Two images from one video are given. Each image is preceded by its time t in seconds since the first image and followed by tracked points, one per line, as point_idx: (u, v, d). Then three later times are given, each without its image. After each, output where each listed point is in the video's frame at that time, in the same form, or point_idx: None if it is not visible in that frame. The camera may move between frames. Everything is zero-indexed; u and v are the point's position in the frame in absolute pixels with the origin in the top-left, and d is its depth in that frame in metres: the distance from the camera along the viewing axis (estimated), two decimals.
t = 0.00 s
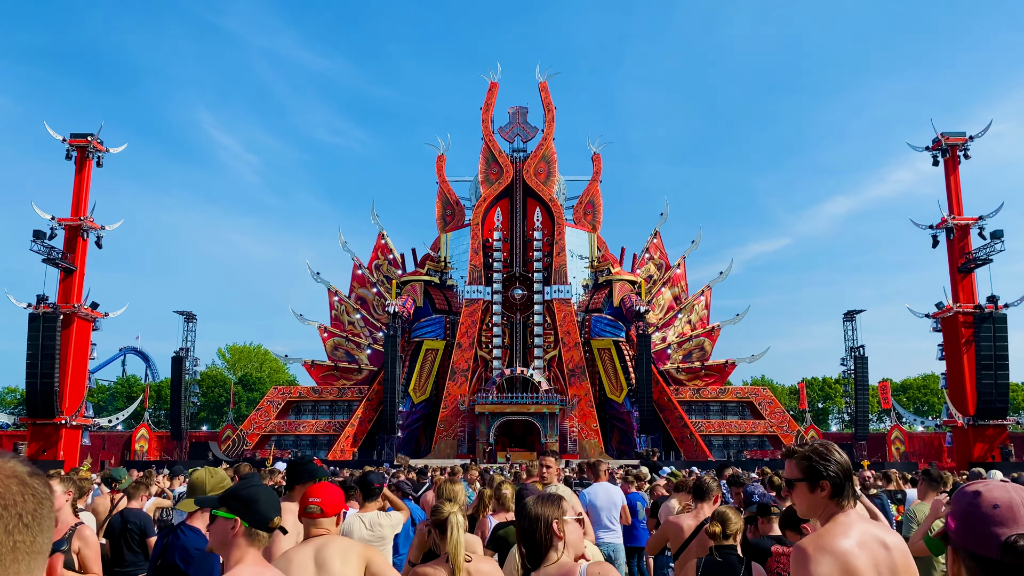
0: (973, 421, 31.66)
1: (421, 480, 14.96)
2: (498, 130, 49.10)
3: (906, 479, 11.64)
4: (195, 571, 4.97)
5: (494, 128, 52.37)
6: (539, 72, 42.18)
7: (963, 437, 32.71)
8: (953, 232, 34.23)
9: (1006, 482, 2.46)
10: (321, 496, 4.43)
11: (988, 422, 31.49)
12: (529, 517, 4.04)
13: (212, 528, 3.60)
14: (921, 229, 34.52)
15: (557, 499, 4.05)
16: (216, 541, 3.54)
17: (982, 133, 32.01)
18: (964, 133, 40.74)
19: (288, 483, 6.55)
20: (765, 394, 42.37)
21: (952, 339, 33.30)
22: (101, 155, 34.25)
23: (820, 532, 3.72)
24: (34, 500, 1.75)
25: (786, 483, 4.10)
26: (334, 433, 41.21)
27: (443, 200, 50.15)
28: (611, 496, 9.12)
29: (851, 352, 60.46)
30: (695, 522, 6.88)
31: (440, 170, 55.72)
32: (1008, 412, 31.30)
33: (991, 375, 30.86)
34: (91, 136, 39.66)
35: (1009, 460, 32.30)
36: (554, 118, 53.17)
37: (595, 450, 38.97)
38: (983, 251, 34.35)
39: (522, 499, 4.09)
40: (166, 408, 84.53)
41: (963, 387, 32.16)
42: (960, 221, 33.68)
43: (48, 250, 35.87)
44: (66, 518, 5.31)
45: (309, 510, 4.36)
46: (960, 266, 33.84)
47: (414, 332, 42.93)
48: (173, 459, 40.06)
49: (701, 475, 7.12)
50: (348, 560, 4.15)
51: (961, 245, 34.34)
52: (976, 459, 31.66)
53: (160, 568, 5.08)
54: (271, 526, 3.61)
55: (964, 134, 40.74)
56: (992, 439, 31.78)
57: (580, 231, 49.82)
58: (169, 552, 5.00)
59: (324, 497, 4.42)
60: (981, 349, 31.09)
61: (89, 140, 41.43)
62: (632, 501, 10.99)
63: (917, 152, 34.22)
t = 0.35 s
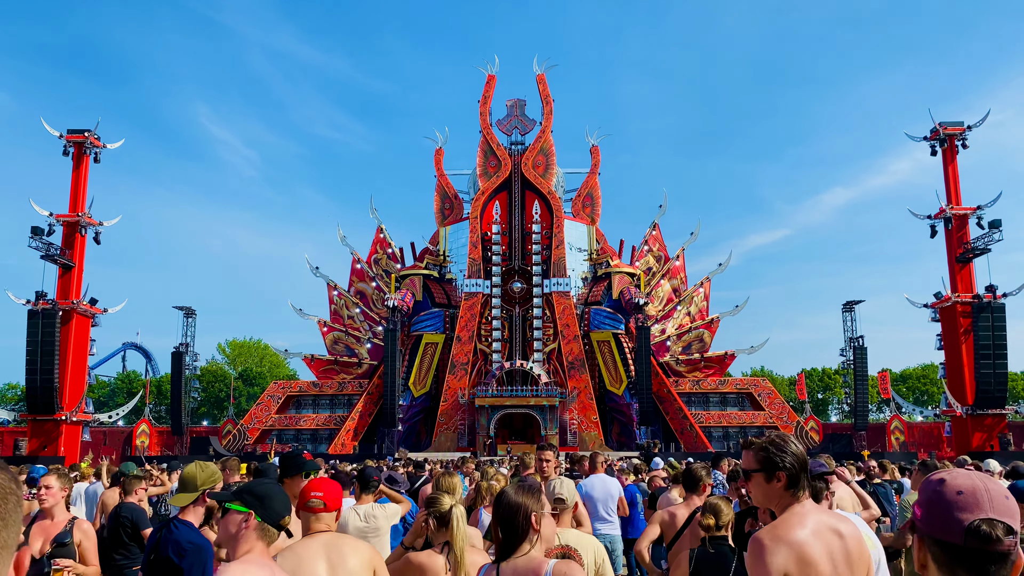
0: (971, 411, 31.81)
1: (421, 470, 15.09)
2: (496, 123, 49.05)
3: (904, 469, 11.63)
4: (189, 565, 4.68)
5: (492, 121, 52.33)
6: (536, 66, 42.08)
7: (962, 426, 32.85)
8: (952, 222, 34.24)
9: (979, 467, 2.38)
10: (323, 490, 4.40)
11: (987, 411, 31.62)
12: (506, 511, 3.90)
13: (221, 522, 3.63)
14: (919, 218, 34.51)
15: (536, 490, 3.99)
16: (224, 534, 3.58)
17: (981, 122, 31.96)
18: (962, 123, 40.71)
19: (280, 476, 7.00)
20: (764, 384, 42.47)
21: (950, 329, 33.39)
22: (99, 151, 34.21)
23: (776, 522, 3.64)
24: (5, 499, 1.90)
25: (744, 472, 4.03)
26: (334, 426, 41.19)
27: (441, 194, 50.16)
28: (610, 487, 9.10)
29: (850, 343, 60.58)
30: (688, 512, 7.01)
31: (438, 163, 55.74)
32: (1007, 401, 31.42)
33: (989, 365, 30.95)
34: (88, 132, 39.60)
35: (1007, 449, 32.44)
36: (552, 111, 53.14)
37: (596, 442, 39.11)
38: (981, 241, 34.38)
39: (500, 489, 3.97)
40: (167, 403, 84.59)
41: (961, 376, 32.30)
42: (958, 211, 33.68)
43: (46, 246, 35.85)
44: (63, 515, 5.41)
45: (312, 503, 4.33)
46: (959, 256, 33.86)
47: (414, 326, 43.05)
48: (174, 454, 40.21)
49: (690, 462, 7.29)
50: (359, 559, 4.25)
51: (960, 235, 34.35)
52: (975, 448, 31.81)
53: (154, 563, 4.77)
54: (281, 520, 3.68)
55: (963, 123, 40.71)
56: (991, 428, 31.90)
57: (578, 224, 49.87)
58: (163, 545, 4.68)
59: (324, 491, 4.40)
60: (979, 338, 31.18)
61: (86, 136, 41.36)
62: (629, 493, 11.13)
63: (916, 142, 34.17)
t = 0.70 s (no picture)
0: (970, 403, 31.93)
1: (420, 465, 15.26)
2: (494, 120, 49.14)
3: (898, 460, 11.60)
4: (189, 564, 5.08)
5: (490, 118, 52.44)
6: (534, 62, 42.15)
7: (960, 418, 33.02)
8: (949, 215, 34.33)
9: (957, 463, 2.61)
10: (315, 488, 4.30)
11: (986, 403, 31.75)
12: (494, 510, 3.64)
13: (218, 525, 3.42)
14: (917, 212, 34.57)
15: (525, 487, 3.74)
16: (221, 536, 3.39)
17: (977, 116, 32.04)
18: (959, 116, 40.78)
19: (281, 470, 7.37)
20: (763, 378, 42.63)
21: (948, 321, 33.50)
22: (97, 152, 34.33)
23: (762, 519, 3.66)
24: None
25: (726, 471, 4.02)
26: (335, 423, 41.39)
27: (440, 191, 50.25)
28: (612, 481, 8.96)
29: (849, 337, 60.70)
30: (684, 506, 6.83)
31: (437, 160, 55.85)
32: (1005, 393, 31.56)
33: (988, 357, 31.06)
34: (87, 132, 39.71)
35: (1006, 440, 32.58)
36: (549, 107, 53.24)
37: (596, 436, 39.22)
38: (978, 233, 34.48)
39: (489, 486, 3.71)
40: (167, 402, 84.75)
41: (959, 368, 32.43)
42: (955, 204, 33.78)
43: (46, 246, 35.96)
44: (72, 516, 5.63)
45: (305, 503, 4.22)
46: (956, 249, 33.98)
47: (414, 322, 43.16)
48: (175, 452, 40.46)
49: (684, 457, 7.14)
50: (349, 551, 4.32)
51: (957, 228, 34.47)
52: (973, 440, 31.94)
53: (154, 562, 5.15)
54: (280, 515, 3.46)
55: (959, 116, 40.78)
56: (990, 420, 32.03)
57: (577, 220, 50.00)
58: (162, 544, 5.07)
59: (316, 488, 4.28)
60: (977, 330, 31.30)
61: (85, 136, 41.46)
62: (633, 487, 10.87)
63: (913, 135, 34.21)
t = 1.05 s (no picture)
0: (969, 400, 31.82)
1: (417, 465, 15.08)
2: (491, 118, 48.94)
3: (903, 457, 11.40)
4: (191, 563, 5.04)
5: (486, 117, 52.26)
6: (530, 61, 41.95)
7: (960, 416, 32.89)
8: (947, 211, 34.18)
9: (976, 456, 2.47)
10: (287, 487, 4.18)
11: (985, 400, 31.63)
12: (502, 504, 3.41)
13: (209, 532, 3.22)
14: (916, 209, 34.37)
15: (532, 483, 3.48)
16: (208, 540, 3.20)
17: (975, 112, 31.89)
18: (956, 112, 40.66)
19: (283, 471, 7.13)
20: (762, 376, 42.49)
21: (947, 318, 33.35)
22: (93, 152, 34.09)
23: (776, 515, 3.51)
24: (21, 505, 1.92)
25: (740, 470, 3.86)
26: (333, 424, 41.16)
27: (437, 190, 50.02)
28: (618, 480, 8.73)
29: (847, 334, 60.60)
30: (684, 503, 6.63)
31: (434, 159, 55.68)
32: (1004, 390, 31.45)
33: (987, 353, 30.92)
34: (83, 133, 39.41)
35: (1005, 437, 32.45)
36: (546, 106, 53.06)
37: (595, 435, 38.98)
38: (977, 230, 34.35)
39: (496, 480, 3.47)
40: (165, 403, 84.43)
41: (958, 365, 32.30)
42: (953, 201, 33.63)
43: (43, 247, 35.68)
44: (91, 517, 5.51)
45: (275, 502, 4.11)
46: (954, 245, 33.85)
47: (412, 322, 42.89)
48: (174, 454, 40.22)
49: (684, 454, 6.91)
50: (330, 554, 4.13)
51: (955, 224, 34.31)
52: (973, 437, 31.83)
53: (159, 562, 5.14)
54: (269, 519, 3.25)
55: (956, 113, 40.67)
56: (989, 417, 31.91)
57: (575, 219, 49.80)
58: (167, 544, 5.06)
59: (289, 486, 4.19)
60: (976, 327, 31.18)
61: (81, 137, 41.16)
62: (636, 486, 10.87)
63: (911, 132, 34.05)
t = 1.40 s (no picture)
0: (967, 400, 31.81)
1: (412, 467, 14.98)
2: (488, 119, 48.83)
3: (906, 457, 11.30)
4: (192, 564, 5.12)
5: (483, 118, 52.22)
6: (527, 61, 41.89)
7: (956, 415, 32.87)
8: (944, 211, 34.14)
9: (991, 450, 2.42)
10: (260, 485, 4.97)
11: (982, 399, 31.62)
12: (515, 501, 3.29)
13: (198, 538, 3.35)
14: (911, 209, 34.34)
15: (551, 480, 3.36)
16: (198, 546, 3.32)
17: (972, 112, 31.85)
18: (952, 112, 40.65)
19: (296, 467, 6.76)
20: (759, 376, 42.46)
21: (944, 318, 33.35)
22: (88, 153, 33.96)
23: (810, 509, 3.53)
24: (32, 503, 1.82)
25: (775, 464, 3.89)
26: (330, 426, 41.01)
27: (434, 191, 49.89)
28: (621, 478, 8.67)
29: (844, 335, 60.59)
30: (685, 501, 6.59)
31: (431, 160, 55.58)
32: (1001, 389, 31.45)
33: (984, 353, 30.92)
34: (79, 134, 39.21)
35: (1002, 437, 32.45)
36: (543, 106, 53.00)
37: (592, 436, 38.89)
38: (973, 230, 34.32)
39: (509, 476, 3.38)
40: (161, 405, 84.01)
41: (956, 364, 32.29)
42: (950, 200, 33.59)
43: (38, 249, 35.47)
44: (101, 518, 5.47)
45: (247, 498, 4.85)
46: (951, 245, 33.82)
47: (409, 323, 42.77)
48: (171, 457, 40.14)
49: (687, 454, 6.83)
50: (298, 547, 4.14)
51: (951, 224, 34.28)
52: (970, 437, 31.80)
53: (158, 562, 5.22)
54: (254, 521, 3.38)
55: (953, 112, 40.65)
56: (986, 416, 31.90)
57: (572, 220, 49.70)
58: (167, 546, 5.13)
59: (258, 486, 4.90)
60: (973, 327, 31.19)
61: (77, 138, 40.96)
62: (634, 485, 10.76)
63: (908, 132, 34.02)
